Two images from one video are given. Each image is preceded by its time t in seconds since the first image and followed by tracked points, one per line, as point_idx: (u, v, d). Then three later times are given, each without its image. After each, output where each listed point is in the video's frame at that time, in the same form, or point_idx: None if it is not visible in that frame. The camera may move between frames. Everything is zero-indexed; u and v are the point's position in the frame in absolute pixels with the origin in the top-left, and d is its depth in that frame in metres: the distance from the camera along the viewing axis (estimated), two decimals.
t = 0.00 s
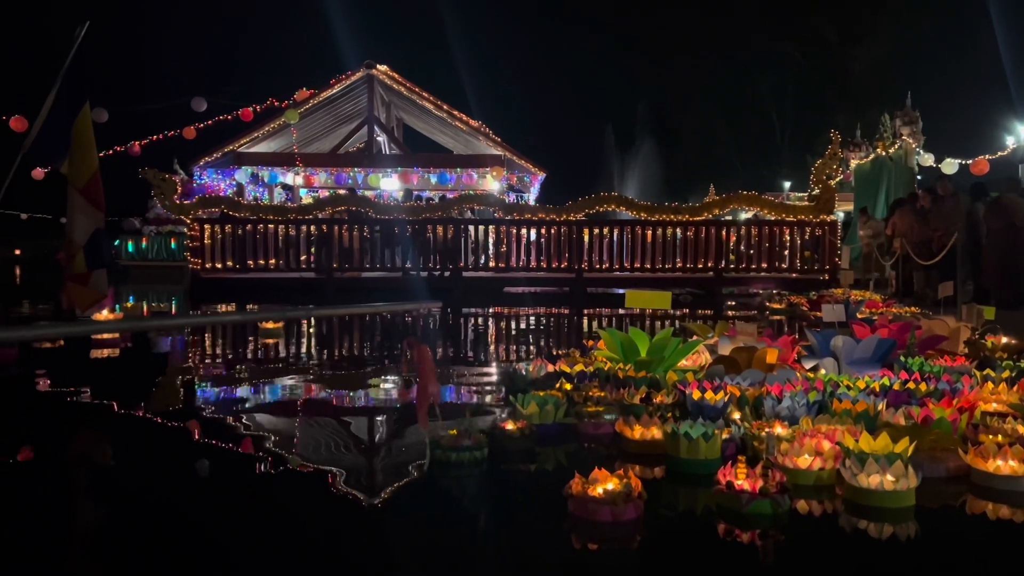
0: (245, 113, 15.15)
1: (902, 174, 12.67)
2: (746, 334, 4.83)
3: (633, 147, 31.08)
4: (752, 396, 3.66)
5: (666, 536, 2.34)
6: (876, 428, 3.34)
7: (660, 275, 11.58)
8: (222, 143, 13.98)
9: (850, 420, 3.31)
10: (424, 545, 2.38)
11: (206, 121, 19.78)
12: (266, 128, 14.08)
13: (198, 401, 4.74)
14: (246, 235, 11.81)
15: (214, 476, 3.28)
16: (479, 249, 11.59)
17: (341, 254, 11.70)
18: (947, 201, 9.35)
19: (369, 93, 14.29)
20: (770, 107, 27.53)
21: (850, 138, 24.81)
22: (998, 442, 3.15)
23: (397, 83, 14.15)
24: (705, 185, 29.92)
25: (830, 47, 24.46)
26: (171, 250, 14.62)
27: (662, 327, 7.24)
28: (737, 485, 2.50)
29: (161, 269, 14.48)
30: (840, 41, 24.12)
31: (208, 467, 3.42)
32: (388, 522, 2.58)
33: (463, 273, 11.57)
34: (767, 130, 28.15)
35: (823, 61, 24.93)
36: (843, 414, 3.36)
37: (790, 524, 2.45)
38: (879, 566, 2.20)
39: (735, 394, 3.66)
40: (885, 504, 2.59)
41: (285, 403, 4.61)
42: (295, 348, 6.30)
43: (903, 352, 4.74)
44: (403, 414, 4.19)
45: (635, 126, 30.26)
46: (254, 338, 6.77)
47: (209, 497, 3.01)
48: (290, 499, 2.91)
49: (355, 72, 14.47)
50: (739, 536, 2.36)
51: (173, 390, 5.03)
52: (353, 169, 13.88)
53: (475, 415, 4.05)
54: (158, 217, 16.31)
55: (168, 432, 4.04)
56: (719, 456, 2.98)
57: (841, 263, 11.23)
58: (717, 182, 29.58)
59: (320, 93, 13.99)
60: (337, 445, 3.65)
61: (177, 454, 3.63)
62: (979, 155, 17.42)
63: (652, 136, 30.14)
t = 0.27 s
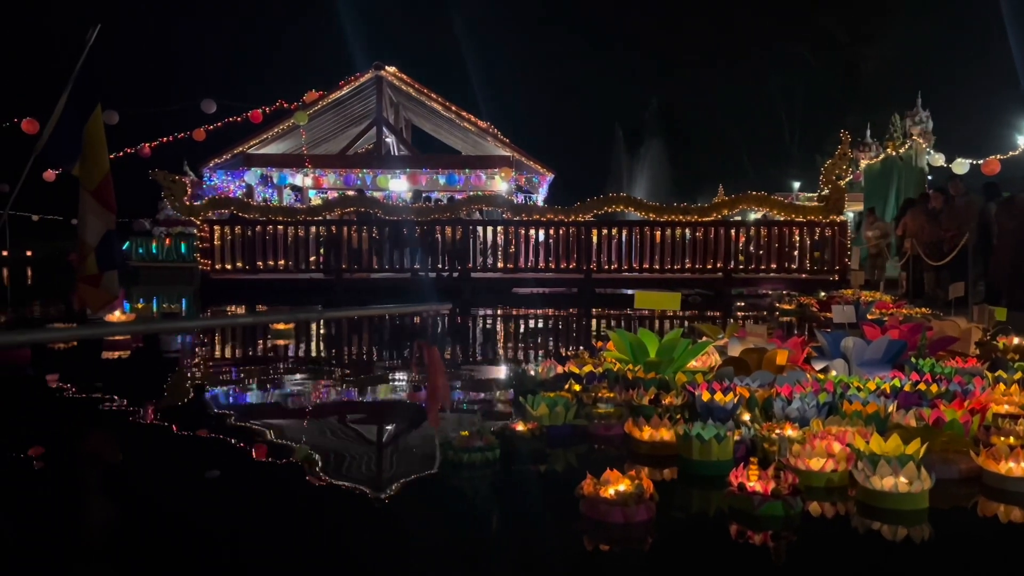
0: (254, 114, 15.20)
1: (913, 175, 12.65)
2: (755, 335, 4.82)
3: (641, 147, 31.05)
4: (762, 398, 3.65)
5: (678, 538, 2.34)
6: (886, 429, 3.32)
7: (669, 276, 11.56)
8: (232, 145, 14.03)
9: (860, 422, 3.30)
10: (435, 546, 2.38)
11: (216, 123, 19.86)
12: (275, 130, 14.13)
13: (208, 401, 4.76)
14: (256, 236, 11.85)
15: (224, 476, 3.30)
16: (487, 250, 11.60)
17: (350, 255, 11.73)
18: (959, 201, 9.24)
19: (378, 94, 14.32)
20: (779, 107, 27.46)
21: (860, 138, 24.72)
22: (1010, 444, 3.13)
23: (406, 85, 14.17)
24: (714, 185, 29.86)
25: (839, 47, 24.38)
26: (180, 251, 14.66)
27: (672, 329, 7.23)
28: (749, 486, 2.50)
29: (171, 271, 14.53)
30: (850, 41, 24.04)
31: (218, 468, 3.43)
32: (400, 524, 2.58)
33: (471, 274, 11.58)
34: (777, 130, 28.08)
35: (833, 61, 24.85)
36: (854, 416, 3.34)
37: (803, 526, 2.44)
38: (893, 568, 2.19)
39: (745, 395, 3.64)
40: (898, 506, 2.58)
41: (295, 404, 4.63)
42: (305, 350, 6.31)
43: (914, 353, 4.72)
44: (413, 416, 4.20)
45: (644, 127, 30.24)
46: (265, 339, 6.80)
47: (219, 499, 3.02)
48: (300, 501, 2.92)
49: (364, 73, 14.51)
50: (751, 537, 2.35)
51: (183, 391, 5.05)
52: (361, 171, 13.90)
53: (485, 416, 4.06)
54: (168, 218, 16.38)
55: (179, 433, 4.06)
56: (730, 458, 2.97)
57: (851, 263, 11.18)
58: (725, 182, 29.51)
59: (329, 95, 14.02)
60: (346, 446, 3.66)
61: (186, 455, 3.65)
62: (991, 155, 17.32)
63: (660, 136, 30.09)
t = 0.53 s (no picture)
0: (263, 116, 15.25)
1: (922, 175, 12.73)
2: (765, 335, 4.80)
3: (650, 148, 31.01)
4: (771, 398, 3.63)
5: (689, 538, 2.34)
6: (897, 430, 3.31)
7: (677, 276, 11.54)
8: (242, 146, 14.09)
9: (871, 423, 3.28)
10: (444, 546, 2.40)
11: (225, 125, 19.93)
12: (284, 131, 14.17)
13: (217, 402, 4.78)
14: (265, 237, 11.89)
15: (233, 476, 3.32)
16: (496, 250, 11.60)
17: (359, 256, 11.75)
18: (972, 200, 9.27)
19: (387, 95, 14.34)
20: (789, 107, 27.37)
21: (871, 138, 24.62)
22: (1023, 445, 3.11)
23: (414, 86, 14.18)
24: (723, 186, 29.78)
25: (850, 46, 24.27)
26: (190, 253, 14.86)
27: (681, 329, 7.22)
28: (760, 487, 2.49)
29: (181, 272, 14.59)
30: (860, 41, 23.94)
31: (227, 468, 3.44)
32: (412, 523, 2.59)
33: (480, 275, 11.59)
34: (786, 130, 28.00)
35: (843, 61, 24.75)
36: (864, 417, 3.32)
37: (814, 527, 2.43)
38: (907, 569, 2.18)
39: (754, 396, 3.62)
40: (911, 508, 2.56)
41: (303, 404, 4.64)
42: (315, 351, 6.33)
43: (925, 353, 4.70)
44: (420, 416, 4.21)
45: (653, 127, 30.22)
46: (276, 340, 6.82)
47: (227, 499, 3.03)
48: (308, 502, 2.92)
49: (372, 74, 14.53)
50: (764, 538, 2.35)
51: (192, 392, 5.08)
52: (371, 172, 13.92)
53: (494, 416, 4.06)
54: (178, 219, 16.45)
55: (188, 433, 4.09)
56: (743, 459, 2.96)
57: (861, 264, 11.13)
58: (735, 182, 29.44)
59: (337, 96, 14.05)
60: (354, 446, 3.67)
61: (195, 455, 3.68)
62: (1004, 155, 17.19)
63: (668, 136, 30.04)
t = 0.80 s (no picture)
0: (272, 117, 15.30)
1: (932, 174, 12.67)
2: (774, 335, 4.79)
3: (659, 148, 30.97)
4: (780, 398, 3.62)
5: (700, 538, 2.34)
6: (907, 430, 3.29)
7: (686, 276, 11.52)
8: (251, 147, 14.13)
9: (881, 423, 3.27)
10: (455, 545, 2.41)
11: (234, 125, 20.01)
12: (293, 132, 14.21)
13: (227, 402, 4.80)
14: (274, 237, 11.93)
15: (244, 476, 3.34)
16: (504, 251, 11.61)
17: (367, 257, 11.78)
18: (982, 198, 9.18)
19: (395, 96, 14.36)
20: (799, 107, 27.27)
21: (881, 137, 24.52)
22: None
23: (422, 86, 14.19)
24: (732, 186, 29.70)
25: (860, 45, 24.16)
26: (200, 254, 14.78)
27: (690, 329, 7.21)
28: (772, 487, 2.48)
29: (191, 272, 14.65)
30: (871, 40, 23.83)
31: (237, 468, 3.45)
32: (424, 523, 2.60)
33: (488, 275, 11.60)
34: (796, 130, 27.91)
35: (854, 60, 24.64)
36: (873, 417, 3.31)
37: (826, 528, 2.43)
38: (920, 569, 2.17)
39: (763, 396, 3.61)
40: (923, 509, 2.56)
41: (312, 405, 4.66)
42: (324, 351, 6.34)
43: (935, 353, 4.67)
44: (429, 416, 4.22)
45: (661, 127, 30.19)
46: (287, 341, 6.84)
47: (236, 500, 3.04)
48: (318, 501, 2.93)
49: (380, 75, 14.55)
50: (775, 538, 2.34)
51: (203, 392, 5.10)
52: (379, 173, 13.96)
53: (503, 417, 4.07)
54: (188, 220, 16.53)
55: (199, 433, 4.12)
56: (754, 459, 2.96)
57: (871, 263, 11.08)
58: (744, 182, 29.36)
59: (346, 97, 14.08)
60: (363, 446, 3.68)
61: (205, 455, 3.70)
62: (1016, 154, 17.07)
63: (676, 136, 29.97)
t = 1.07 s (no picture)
0: (280, 117, 15.34)
1: (942, 172, 12.70)
2: (784, 335, 4.78)
3: (667, 148, 30.92)
4: (790, 398, 3.60)
5: (711, 538, 2.34)
6: (917, 431, 3.28)
7: (694, 276, 11.50)
8: (260, 147, 14.18)
9: (891, 423, 3.25)
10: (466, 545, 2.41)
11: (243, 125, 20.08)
12: (301, 132, 14.23)
13: (235, 402, 4.81)
14: (283, 237, 11.96)
15: (252, 475, 3.35)
16: (512, 250, 11.61)
17: (375, 256, 11.80)
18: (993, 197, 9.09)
19: (403, 96, 14.37)
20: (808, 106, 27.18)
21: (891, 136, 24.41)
22: None
23: (430, 86, 14.19)
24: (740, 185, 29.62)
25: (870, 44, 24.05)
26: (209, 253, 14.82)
27: (699, 329, 7.20)
28: (783, 487, 2.48)
29: (200, 272, 14.72)
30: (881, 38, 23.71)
31: (246, 468, 3.46)
32: (435, 523, 2.61)
33: (496, 274, 11.60)
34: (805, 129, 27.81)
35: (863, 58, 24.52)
36: (883, 417, 3.30)
37: (837, 528, 2.42)
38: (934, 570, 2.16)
39: (772, 396, 3.60)
40: (936, 510, 2.54)
41: (321, 404, 4.67)
42: (333, 351, 6.35)
43: (945, 353, 4.65)
44: (438, 416, 4.22)
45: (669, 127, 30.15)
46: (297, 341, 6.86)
47: (244, 500, 3.04)
48: (328, 501, 2.94)
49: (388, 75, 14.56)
50: (786, 538, 2.34)
51: (212, 391, 5.13)
52: (387, 172, 13.99)
53: (512, 417, 4.07)
54: (197, 220, 16.60)
55: (209, 432, 4.13)
56: (764, 459, 2.95)
57: (880, 263, 11.04)
58: (752, 182, 29.28)
59: (354, 97, 14.10)
60: (372, 446, 3.69)
61: (214, 454, 3.71)
62: None
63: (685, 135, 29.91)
